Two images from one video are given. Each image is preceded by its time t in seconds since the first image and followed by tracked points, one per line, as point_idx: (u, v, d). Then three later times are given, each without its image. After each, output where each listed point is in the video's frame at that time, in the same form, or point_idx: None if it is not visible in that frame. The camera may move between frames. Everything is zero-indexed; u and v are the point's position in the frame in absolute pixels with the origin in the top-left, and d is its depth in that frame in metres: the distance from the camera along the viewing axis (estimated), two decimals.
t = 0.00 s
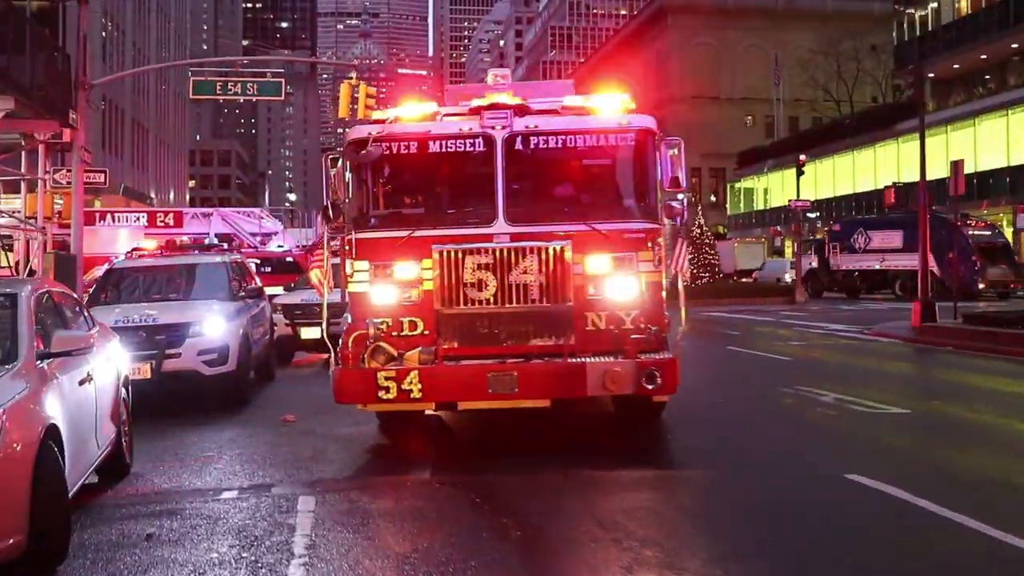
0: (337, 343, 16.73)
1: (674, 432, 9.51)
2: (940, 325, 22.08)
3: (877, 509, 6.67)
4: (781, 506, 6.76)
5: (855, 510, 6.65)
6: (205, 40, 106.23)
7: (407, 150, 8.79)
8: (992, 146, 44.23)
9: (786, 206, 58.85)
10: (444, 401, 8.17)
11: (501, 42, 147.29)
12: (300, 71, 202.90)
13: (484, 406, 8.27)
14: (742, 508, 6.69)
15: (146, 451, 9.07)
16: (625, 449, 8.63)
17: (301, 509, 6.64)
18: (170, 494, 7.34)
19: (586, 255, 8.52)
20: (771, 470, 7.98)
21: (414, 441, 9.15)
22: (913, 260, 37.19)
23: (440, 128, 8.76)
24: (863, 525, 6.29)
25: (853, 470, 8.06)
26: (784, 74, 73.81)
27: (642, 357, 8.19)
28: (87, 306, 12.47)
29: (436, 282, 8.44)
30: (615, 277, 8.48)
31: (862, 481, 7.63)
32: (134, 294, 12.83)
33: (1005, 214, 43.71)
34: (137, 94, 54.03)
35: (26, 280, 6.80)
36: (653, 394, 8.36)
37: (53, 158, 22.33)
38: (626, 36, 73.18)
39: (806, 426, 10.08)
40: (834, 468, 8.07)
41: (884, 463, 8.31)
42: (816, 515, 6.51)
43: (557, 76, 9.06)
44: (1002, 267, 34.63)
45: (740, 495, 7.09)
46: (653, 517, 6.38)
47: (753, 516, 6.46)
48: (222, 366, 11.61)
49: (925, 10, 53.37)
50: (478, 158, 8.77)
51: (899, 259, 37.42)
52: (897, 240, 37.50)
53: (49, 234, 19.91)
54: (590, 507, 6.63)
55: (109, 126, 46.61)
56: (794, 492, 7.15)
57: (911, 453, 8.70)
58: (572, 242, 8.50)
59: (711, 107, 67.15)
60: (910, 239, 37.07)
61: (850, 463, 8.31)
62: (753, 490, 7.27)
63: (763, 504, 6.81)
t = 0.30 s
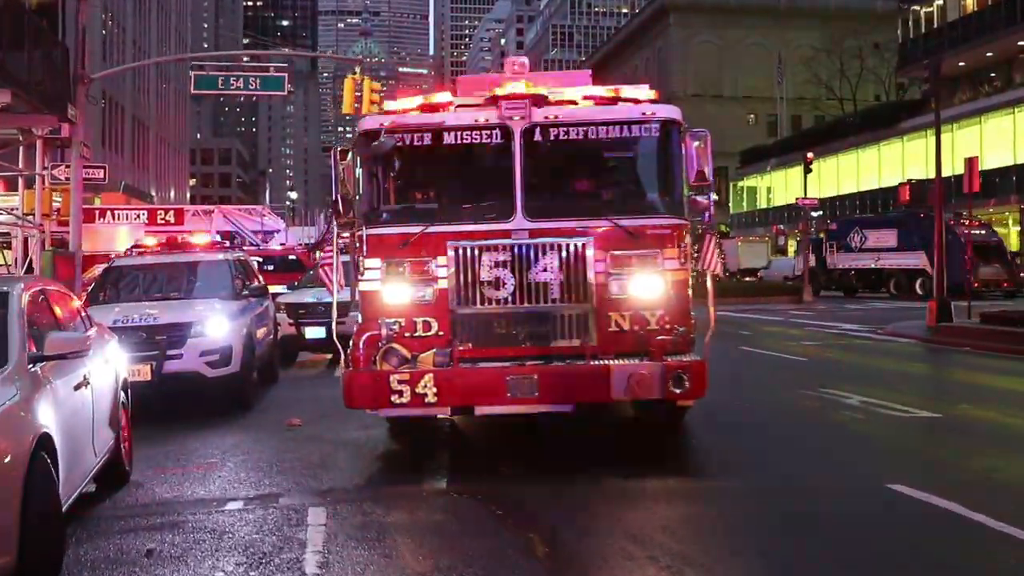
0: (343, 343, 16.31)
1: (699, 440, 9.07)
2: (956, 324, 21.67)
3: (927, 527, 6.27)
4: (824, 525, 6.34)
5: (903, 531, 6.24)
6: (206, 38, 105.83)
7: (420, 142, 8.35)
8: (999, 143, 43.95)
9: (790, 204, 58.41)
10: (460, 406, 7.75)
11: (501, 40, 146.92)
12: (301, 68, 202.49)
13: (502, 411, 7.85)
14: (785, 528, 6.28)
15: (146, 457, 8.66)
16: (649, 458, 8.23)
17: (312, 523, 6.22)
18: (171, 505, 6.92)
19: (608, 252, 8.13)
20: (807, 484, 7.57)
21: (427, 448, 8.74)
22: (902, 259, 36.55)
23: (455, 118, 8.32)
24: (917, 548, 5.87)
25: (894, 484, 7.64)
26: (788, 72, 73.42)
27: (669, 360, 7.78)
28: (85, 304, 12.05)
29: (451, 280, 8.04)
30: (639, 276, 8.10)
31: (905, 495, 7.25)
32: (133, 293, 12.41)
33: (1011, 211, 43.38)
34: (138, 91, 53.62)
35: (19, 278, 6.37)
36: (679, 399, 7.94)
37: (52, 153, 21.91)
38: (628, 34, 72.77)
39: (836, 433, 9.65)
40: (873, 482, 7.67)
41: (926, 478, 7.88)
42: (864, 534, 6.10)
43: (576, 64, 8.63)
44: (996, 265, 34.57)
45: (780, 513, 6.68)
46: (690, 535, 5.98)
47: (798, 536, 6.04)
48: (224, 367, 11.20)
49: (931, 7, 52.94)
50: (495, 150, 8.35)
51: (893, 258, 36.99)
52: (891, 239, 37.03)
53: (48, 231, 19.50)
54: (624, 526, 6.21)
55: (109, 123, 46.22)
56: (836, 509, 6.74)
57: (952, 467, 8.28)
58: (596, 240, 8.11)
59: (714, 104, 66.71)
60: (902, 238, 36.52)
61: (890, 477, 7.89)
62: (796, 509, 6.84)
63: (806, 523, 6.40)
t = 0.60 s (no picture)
0: (348, 343, 15.88)
1: (729, 446, 8.65)
2: (972, 324, 21.26)
3: (988, 542, 5.89)
4: (877, 540, 5.93)
5: (962, 546, 5.82)
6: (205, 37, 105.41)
7: (438, 133, 7.93)
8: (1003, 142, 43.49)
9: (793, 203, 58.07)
10: (481, 411, 7.33)
11: (500, 39, 146.51)
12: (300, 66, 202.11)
13: (524, 416, 7.44)
14: (836, 544, 5.86)
15: (149, 463, 8.24)
16: (679, 465, 7.82)
17: (327, 538, 5.80)
18: (175, 517, 6.50)
19: (636, 249, 7.73)
20: (850, 494, 7.15)
21: (445, 454, 8.33)
22: (895, 258, 36.21)
23: (474, 108, 7.90)
24: (980, 565, 5.46)
25: (943, 494, 7.22)
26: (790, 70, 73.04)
27: (701, 362, 7.36)
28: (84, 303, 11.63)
29: (471, 278, 7.63)
30: (669, 274, 7.70)
31: (956, 505, 6.87)
32: (134, 292, 11.98)
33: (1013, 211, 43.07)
34: (137, 89, 53.23)
35: (13, 276, 5.95)
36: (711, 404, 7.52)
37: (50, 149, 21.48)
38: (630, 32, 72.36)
39: (871, 438, 9.26)
40: (920, 493, 7.25)
41: (973, 488, 7.47)
42: (922, 551, 5.67)
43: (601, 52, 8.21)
44: (988, 265, 34.52)
45: (828, 527, 6.27)
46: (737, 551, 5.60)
47: (853, 553, 5.63)
48: (228, 369, 10.78)
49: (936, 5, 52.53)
50: (516, 141, 7.93)
51: (886, 257, 36.61)
52: (884, 238, 36.59)
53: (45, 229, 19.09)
54: (663, 541, 5.79)
55: (108, 121, 45.81)
56: (888, 523, 6.32)
57: (998, 475, 7.91)
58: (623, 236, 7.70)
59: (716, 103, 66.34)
60: (895, 236, 36.08)
61: (936, 487, 7.48)
62: (843, 522, 6.43)
63: (857, 538, 5.98)
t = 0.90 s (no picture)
0: (358, 344, 15.46)
1: (763, 452, 8.24)
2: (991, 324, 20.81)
3: None
4: (941, 556, 5.53)
5: None
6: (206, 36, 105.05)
7: (459, 123, 7.53)
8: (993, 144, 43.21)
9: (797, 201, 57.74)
10: (507, 417, 6.93)
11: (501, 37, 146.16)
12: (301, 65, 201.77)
13: (552, 423, 7.03)
14: (894, 561, 5.45)
15: (155, 472, 7.84)
16: (714, 473, 7.43)
17: (347, 556, 5.38)
18: (183, 531, 6.09)
19: (668, 245, 7.34)
20: (898, 504, 6.75)
21: (466, 461, 7.94)
22: (891, 258, 35.97)
23: (497, 98, 7.50)
24: None
25: (998, 504, 6.82)
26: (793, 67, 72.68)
27: (739, 365, 6.96)
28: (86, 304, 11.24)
29: (493, 275, 7.23)
30: (704, 272, 7.31)
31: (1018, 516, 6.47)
32: (137, 291, 11.58)
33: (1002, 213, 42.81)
34: (139, 88, 52.96)
35: (9, 274, 5.54)
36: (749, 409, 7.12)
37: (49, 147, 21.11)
38: (633, 29, 71.98)
39: (910, 444, 8.88)
40: (973, 502, 6.84)
41: None
42: (988, 569, 5.25)
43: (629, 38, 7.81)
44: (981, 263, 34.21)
45: (883, 541, 5.84)
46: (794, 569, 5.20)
47: (918, 570, 5.23)
48: (236, 371, 10.38)
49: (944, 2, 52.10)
50: (541, 133, 7.52)
51: (881, 257, 36.41)
52: (880, 238, 36.38)
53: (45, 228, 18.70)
54: (708, 558, 5.36)
55: (109, 119, 45.51)
56: (944, 537, 5.90)
57: None
58: (655, 232, 7.30)
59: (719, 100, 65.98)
60: (891, 236, 35.86)
61: (989, 495, 7.08)
62: (897, 535, 6.00)
63: (916, 553, 5.57)
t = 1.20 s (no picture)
0: (364, 346, 15.04)
1: (798, 461, 7.83)
2: (1009, 325, 20.40)
3: None
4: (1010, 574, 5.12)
5: None
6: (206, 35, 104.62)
7: (479, 114, 7.10)
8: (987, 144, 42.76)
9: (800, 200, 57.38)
10: (532, 426, 6.51)
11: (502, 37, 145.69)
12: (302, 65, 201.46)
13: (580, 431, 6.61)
14: None
15: (157, 483, 7.42)
16: (751, 483, 7.01)
17: None
18: (189, 549, 5.68)
19: (701, 241, 6.92)
20: (950, 516, 6.35)
21: (487, 470, 7.53)
22: (884, 257, 35.58)
23: (520, 88, 7.07)
24: None
25: None
26: (795, 66, 72.28)
27: (779, 370, 6.54)
28: (86, 305, 10.83)
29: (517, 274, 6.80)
30: (740, 271, 6.89)
31: None
32: (137, 292, 11.17)
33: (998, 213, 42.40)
34: (140, 86, 52.60)
35: None
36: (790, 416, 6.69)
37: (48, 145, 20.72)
38: (635, 26, 71.57)
39: (952, 450, 8.47)
40: None
41: None
42: None
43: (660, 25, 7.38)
44: (973, 263, 33.60)
45: (944, 557, 5.42)
46: None
47: None
48: (241, 375, 9.96)
49: None
50: (567, 124, 7.10)
51: (873, 256, 35.96)
52: (875, 238, 35.97)
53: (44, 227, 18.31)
54: None
55: (109, 117, 45.13)
56: (1006, 553, 5.50)
57: None
58: (688, 228, 6.89)
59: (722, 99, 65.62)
60: (885, 236, 35.44)
61: None
62: (958, 550, 5.58)
63: (981, 571, 5.17)
